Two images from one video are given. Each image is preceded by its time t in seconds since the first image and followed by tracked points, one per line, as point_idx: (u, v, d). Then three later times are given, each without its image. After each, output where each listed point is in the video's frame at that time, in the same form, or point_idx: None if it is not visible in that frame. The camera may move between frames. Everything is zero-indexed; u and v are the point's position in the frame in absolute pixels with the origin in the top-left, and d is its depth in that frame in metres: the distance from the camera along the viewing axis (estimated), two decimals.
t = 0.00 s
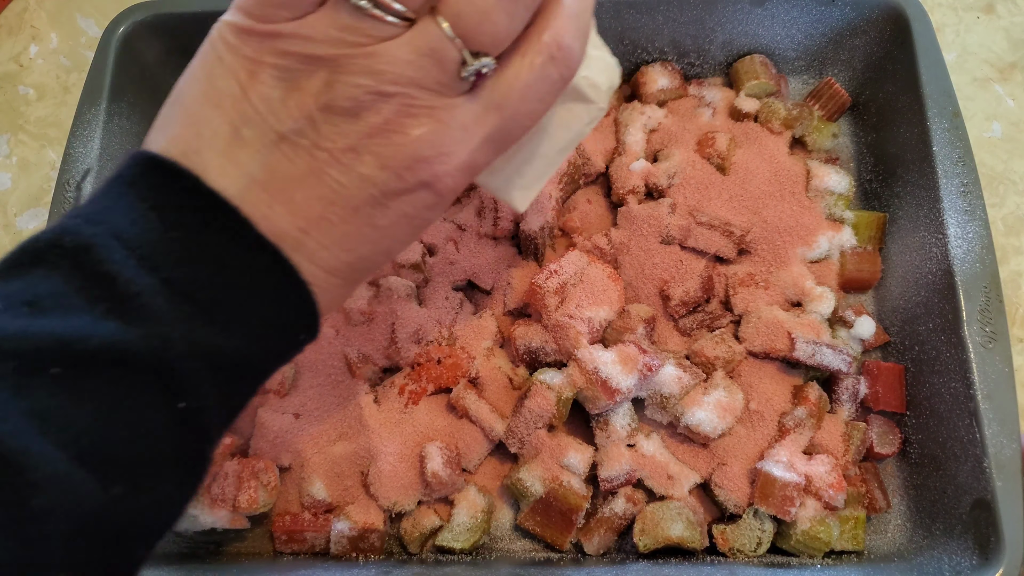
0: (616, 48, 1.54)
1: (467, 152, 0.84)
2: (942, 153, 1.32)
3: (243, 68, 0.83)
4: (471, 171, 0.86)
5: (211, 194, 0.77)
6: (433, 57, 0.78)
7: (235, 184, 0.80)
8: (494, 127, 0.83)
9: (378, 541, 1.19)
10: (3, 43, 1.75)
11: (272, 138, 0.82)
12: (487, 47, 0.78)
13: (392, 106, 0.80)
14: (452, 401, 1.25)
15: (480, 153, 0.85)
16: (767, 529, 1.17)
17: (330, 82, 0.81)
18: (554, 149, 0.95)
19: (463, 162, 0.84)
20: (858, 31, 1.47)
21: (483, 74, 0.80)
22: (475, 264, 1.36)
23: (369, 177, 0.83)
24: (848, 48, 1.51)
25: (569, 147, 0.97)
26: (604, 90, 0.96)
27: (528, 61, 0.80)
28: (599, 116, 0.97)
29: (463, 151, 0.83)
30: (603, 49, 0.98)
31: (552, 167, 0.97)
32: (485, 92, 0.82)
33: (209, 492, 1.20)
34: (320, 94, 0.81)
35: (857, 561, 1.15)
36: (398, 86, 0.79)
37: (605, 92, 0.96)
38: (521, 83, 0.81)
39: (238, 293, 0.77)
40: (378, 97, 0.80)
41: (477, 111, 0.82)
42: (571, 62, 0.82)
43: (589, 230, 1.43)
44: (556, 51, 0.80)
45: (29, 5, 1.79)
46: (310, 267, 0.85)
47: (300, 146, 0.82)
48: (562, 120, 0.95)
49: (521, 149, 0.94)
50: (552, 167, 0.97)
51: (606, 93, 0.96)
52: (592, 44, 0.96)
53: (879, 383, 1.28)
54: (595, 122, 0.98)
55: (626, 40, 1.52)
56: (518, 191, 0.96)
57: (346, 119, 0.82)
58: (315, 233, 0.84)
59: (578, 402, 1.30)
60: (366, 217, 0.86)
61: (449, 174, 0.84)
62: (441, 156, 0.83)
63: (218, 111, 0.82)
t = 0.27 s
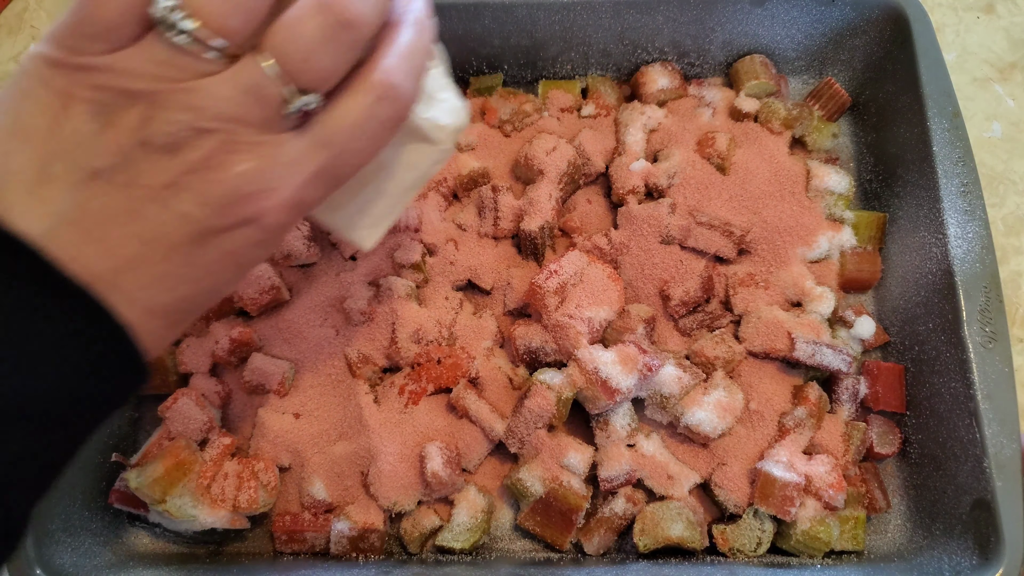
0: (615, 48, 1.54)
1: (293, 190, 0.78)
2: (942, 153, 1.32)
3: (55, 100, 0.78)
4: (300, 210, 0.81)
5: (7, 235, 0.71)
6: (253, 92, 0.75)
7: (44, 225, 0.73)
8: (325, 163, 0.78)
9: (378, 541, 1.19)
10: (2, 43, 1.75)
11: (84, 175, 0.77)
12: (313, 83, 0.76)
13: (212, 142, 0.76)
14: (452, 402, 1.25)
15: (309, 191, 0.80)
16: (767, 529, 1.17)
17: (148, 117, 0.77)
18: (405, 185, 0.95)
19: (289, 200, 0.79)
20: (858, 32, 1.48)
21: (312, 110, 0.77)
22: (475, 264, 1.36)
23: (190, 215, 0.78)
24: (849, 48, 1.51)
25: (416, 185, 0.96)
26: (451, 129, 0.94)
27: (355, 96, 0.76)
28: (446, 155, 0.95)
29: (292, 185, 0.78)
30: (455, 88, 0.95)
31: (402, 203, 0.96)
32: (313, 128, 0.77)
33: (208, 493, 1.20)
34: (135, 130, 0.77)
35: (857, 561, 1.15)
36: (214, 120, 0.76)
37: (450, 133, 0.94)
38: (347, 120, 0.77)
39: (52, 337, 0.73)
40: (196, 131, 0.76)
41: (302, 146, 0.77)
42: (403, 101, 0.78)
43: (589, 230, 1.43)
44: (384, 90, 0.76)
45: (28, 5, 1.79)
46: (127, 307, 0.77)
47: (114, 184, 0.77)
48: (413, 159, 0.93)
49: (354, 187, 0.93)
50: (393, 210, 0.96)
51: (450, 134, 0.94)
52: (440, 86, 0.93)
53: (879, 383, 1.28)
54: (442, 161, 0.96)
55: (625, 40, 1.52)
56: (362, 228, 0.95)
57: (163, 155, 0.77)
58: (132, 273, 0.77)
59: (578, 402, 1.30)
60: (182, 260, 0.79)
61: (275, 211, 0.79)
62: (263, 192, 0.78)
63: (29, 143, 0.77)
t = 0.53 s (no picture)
0: (615, 48, 1.54)
1: (122, 211, 0.80)
2: (942, 153, 1.32)
3: None
4: (133, 228, 0.82)
5: None
6: (47, 117, 0.75)
7: None
8: (149, 178, 0.81)
9: (378, 541, 1.19)
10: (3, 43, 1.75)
11: None
12: (108, 100, 0.76)
13: (17, 176, 0.76)
14: (452, 402, 1.25)
15: (140, 210, 0.82)
16: (767, 529, 1.17)
17: None
18: (259, 194, 1.01)
19: (117, 226, 0.81)
20: (858, 32, 1.48)
21: (113, 127, 0.77)
22: (475, 264, 1.36)
23: (9, 259, 0.77)
24: (849, 48, 1.51)
25: (278, 185, 1.03)
26: (310, 110, 1.05)
27: (169, 100, 0.79)
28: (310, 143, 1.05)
29: (115, 208, 0.80)
30: (314, 79, 1.08)
31: (268, 207, 1.02)
32: (125, 146, 0.79)
33: (208, 492, 1.20)
34: None
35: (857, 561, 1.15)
36: (21, 153, 0.75)
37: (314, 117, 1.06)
38: (160, 130, 0.79)
39: None
40: None
41: (120, 165, 0.79)
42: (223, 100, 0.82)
43: (589, 230, 1.43)
44: (197, 87, 0.80)
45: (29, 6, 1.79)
46: None
47: None
48: (270, 155, 1.01)
49: (214, 192, 0.98)
50: (262, 213, 1.02)
51: (313, 112, 1.06)
52: (301, 73, 1.07)
53: (879, 383, 1.28)
54: (305, 150, 1.05)
55: (625, 40, 1.52)
56: (235, 235, 0.99)
57: None
58: None
59: (578, 402, 1.30)
60: (18, 300, 0.80)
61: (105, 234, 0.80)
62: (87, 223, 0.79)
63: None
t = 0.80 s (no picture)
0: (615, 48, 1.54)
1: (134, 352, 0.88)
2: (942, 153, 1.32)
3: None
4: (141, 363, 0.90)
5: None
6: (76, 263, 0.86)
7: None
8: (163, 319, 0.89)
9: (378, 541, 1.19)
10: (2, 43, 1.75)
11: None
12: (138, 251, 0.87)
13: (38, 321, 0.85)
14: (452, 402, 1.25)
15: (149, 349, 0.89)
16: (767, 529, 1.17)
17: None
18: (242, 321, 1.07)
19: (127, 359, 0.88)
20: (858, 32, 1.48)
21: (141, 279, 0.87)
22: (475, 264, 1.36)
23: (19, 395, 0.86)
24: (849, 48, 1.51)
25: (273, 304, 1.10)
26: (309, 245, 1.11)
27: (201, 250, 0.87)
28: (305, 274, 1.12)
29: (128, 347, 0.88)
30: (319, 212, 1.15)
31: (253, 328, 1.11)
32: (149, 294, 0.87)
33: (208, 493, 1.21)
34: None
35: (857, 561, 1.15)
36: None
37: (308, 246, 1.11)
38: (188, 278, 0.87)
39: None
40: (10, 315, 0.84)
41: (137, 311, 0.87)
42: (246, 241, 0.89)
43: (589, 230, 1.43)
44: (230, 237, 0.87)
45: (28, 5, 1.79)
46: None
47: None
48: (272, 286, 1.07)
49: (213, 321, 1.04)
50: (243, 334, 1.10)
51: (309, 251, 1.11)
52: (308, 209, 1.12)
53: (879, 383, 1.28)
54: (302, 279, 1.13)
55: (625, 40, 1.52)
56: (211, 357, 1.08)
57: None
58: None
59: (578, 402, 1.30)
60: (18, 432, 0.89)
61: (111, 373, 0.88)
62: (98, 360, 0.87)
63: None
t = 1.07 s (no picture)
0: (615, 48, 1.54)
1: (66, 440, 0.77)
2: (942, 153, 1.32)
3: None
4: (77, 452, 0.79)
5: None
6: (2, 360, 0.73)
7: None
8: (95, 409, 0.76)
9: (378, 541, 1.19)
10: (3, 42, 1.75)
11: None
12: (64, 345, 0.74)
13: None
14: (452, 402, 1.25)
15: (82, 435, 0.77)
16: (767, 529, 1.17)
17: None
18: (202, 390, 0.92)
19: (60, 450, 0.77)
20: (858, 32, 1.48)
21: (70, 365, 0.75)
22: (475, 264, 1.36)
23: None
24: (848, 48, 1.51)
25: (218, 388, 0.94)
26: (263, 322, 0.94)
27: (126, 339, 0.74)
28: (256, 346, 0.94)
29: (60, 436, 0.77)
30: (270, 284, 0.95)
31: (211, 403, 0.94)
32: (79, 380, 0.75)
33: (208, 492, 1.21)
34: None
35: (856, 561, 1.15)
36: None
37: (263, 327, 0.94)
38: (114, 366, 0.74)
39: None
40: None
41: (70, 397, 0.76)
42: (179, 338, 0.76)
43: (589, 230, 1.43)
44: (158, 327, 0.74)
45: (29, 5, 1.80)
46: None
47: None
48: (216, 361, 0.92)
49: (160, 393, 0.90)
50: (197, 414, 0.94)
51: (263, 329, 0.94)
52: (258, 278, 0.94)
53: (879, 383, 1.28)
54: (254, 353, 0.96)
55: (625, 40, 1.52)
56: (171, 433, 0.92)
57: None
58: None
59: (578, 402, 1.30)
60: None
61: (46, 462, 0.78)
62: (34, 449, 0.77)
63: None
